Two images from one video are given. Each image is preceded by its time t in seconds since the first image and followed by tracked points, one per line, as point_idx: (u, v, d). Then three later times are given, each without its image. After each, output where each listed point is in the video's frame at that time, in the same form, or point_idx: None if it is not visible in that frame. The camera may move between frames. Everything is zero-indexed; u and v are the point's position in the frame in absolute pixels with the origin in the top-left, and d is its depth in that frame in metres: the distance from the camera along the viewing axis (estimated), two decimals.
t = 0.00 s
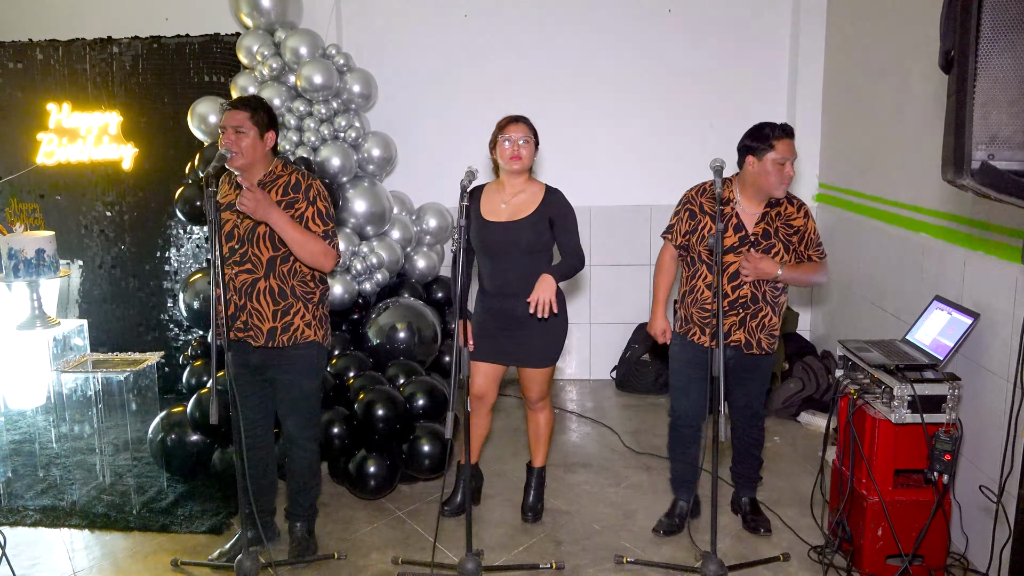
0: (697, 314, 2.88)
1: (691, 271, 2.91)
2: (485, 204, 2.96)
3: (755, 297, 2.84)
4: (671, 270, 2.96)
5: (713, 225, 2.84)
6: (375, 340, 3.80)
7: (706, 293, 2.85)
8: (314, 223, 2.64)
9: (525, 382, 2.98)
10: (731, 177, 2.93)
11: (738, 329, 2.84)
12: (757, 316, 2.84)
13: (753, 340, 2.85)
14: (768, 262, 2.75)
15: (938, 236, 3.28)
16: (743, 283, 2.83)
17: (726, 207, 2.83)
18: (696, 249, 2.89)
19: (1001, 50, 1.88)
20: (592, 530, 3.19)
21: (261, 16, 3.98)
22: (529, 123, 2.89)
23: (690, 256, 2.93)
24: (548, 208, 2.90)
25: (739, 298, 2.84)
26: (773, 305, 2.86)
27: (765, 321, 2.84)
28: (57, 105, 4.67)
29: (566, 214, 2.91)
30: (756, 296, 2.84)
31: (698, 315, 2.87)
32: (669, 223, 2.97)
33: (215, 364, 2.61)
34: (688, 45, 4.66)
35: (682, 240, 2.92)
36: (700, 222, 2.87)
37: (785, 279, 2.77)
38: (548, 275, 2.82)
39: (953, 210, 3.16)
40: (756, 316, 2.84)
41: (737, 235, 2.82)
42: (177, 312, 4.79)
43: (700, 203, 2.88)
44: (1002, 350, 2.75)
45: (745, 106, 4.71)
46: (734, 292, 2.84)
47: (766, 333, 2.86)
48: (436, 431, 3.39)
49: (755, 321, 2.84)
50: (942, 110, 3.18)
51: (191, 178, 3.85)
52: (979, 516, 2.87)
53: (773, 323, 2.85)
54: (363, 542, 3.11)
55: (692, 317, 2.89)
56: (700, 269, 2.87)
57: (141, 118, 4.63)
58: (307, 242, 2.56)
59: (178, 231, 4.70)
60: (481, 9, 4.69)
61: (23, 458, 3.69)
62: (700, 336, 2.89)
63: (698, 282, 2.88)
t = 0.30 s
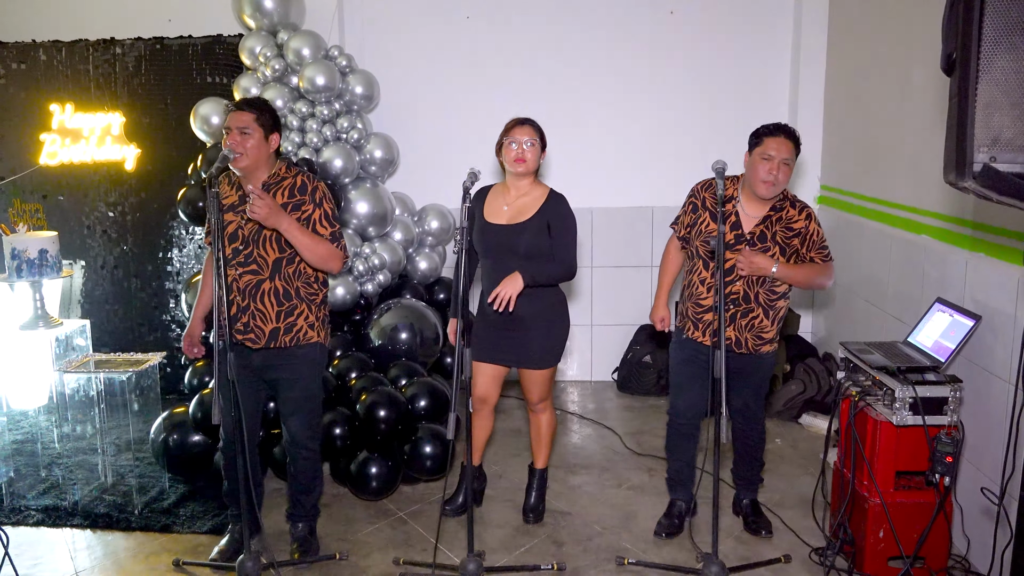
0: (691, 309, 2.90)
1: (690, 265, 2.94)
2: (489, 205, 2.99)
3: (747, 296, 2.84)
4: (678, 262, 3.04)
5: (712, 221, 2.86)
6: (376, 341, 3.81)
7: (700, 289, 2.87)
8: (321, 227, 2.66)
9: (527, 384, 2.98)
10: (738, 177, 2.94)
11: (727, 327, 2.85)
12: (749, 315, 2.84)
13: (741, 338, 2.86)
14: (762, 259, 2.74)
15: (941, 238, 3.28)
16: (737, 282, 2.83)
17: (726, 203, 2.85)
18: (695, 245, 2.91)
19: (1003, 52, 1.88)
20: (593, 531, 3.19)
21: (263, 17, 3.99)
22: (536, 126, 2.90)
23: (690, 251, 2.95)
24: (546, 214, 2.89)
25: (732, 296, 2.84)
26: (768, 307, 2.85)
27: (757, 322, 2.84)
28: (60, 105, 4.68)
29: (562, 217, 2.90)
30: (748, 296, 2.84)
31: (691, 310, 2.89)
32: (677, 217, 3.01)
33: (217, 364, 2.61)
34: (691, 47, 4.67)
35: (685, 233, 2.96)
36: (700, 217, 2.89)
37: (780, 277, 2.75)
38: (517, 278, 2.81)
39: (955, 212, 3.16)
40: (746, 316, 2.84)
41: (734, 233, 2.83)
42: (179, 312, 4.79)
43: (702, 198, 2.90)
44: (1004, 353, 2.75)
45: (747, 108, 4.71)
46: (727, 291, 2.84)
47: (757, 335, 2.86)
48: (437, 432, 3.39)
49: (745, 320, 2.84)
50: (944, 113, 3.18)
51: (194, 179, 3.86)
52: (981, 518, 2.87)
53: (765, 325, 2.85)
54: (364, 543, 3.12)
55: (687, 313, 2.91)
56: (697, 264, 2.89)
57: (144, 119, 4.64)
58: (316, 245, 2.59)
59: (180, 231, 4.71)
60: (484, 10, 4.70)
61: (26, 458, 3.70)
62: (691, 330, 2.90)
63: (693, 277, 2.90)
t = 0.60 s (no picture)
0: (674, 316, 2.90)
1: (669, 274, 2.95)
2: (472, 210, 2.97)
3: (730, 305, 2.85)
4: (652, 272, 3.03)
5: (689, 228, 2.87)
6: (375, 344, 3.81)
7: (684, 297, 2.87)
8: (320, 227, 2.77)
9: (514, 385, 3.00)
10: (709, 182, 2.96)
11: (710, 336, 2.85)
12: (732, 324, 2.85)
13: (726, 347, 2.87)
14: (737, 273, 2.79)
15: (940, 241, 3.28)
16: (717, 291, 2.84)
17: (702, 210, 2.86)
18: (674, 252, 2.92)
19: (1001, 56, 1.89)
20: (592, 534, 3.19)
21: (264, 19, 3.99)
22: (515, 129, 2.91)
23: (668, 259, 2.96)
24: (534, 217, 2.92)
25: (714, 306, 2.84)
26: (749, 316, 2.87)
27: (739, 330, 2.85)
28: (60, 108, 4.69)
29: (549, 217, 2.93)
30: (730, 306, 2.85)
31: (675, 318, 2.89)
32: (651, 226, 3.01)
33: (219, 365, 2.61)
34: (690, 50, 4.68)
35: (661, 242, 2.97)
36: (675, 225, 2.90)
37: (757, 290, 2.79)
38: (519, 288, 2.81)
39: (954, 215, 3.16)
40: (730, 325, 2.85)
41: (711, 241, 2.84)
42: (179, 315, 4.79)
43: (676, 207, 2.92)
44: (1003, 355, 2.75)
45: (747, 111, 4.72)
46: (710, 299, 2.84)
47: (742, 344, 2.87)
48: (436, 434, 3.39)
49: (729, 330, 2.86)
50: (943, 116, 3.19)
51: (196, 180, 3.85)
52: (979, 521, 2.87)
53: (750, 331, 2.87)
54: (363, 545, 3.12)
55: (671, 321, 2.91)
56: (676, 272, 2.90)
57: (144, 121, 4.65)
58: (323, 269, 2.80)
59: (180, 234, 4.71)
60: (483, 13, 4.71)
61: (25, 460, 3.70)
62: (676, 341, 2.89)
63: (674, 285, 2.90)
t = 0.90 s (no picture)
0: (649, 324, 2.89)
1: (638, 284, 2.93)
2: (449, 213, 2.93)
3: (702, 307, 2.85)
4: (611, 289, 2.95)
5: (655, 236, 2.86)
6: (376, 346, 3.83)
7: (657, 305, 2.87)
8: (300, 225, 2.87)
9: (495, 387, 2.99)
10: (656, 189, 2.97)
11: (688, 339, 2.85)
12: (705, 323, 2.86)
13: (702, 347, 2.87)
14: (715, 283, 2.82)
15: (941, 243, 3.28)
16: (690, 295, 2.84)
17: (661, 217, 2.86)
18: (642, 262, 2.90)
19: (1001, 58, 1.90)
20: (593, 536, 3.19)
21: (265, 22, 4.00)
22: (484, 131, 2.90)
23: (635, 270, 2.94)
24: (513, 213, 2.94)
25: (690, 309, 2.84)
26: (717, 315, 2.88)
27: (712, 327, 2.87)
28: (62, 111, 4.70)
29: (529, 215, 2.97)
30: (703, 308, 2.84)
31: (648, 327, 2.89)
32: (605, 239, 2.96)
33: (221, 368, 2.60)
34: (691, 53, 4.68)
35: (621, 255, 2.92)
36: (638, 235, 2.88)
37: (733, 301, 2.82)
38: (514, 279, 2.85)
39: (954, 217, 3.17)
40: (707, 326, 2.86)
41: (679, 246, 2.83)
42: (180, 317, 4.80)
43: (635, 218, 2.90)
44: (1003, 357, 2.76)
45: (748, 114, 4.73)
46: (684, 303, 2.85)
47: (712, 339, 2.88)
48: (436, 436, 3.40)
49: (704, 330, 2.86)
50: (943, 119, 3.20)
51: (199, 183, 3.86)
52: (980, 523, 2.88)
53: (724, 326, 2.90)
54: (364, 547, 3.12)
55: (642, 330, 2.91)
56: (648, 281, 2.89)
57: (145, 124, 4.66)
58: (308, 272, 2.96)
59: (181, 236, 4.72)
60: (484, 16, 4.72)
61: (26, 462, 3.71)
62: (655, 349, 2.88)
63: (646, 293, 2.90)
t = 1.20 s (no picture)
0: (646, 326, 2.88)
1: (628, 287, 2.93)
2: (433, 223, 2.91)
3: (693, 303, 2.90)
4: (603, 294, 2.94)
5: (642, 238, 2.87)
6: (371, 349, 3.83)
7: (652, 307, 2.87)
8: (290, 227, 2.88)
9: (486, 385, 2.99)
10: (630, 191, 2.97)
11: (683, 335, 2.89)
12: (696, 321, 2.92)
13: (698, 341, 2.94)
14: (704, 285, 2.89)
15: (934, 246, 3.29)
16: (683, 292, 2.88)
17: (646, 218, 2.87)
18: (631, 265, 2.90)
19: (992, 62, 1.91)
20: (589, 538, 3.20)
21: (261, 26, 4.01)
22: (452, 136, 2.90)
23: (623, 273, 2.93)
24: (495, 211, 2.96)
25: (684, 306, 2.88)
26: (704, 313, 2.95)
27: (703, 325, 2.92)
28: (57, 114, 4.69)
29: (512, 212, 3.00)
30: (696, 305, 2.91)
31: (646, 329, 2.88)
32: (589, 246, 2.94)
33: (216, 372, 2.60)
34: (686, 56, 4.70)
35: (608, 261, 2.92)
36: (625, 239, 2.88)
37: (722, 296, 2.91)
38: (509, 279, 2.93)
39: (948, 220, 3.19)
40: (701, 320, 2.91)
41: (667, 245, 2.85)
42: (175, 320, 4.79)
43: (618, 223, 2.89)
44: (996, 359, 2.77)
45: (742, 117, 4.75)
46: (678, 301, 2.87)
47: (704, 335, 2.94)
48: (432, 439, 3.40)
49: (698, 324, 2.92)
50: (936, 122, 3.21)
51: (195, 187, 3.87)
52: (973, 524, 2.89)
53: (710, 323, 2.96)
54: (359, 551, 3.12)
55: (640, 334, 2.89)
56: (639, 283, 2.89)
57: (140, 127, 4.65)
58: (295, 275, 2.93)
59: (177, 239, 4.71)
60: (480, 20, 4.73)
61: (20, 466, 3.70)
62: (655, 349, 2.88)
63: (639, 296, 2.90)
